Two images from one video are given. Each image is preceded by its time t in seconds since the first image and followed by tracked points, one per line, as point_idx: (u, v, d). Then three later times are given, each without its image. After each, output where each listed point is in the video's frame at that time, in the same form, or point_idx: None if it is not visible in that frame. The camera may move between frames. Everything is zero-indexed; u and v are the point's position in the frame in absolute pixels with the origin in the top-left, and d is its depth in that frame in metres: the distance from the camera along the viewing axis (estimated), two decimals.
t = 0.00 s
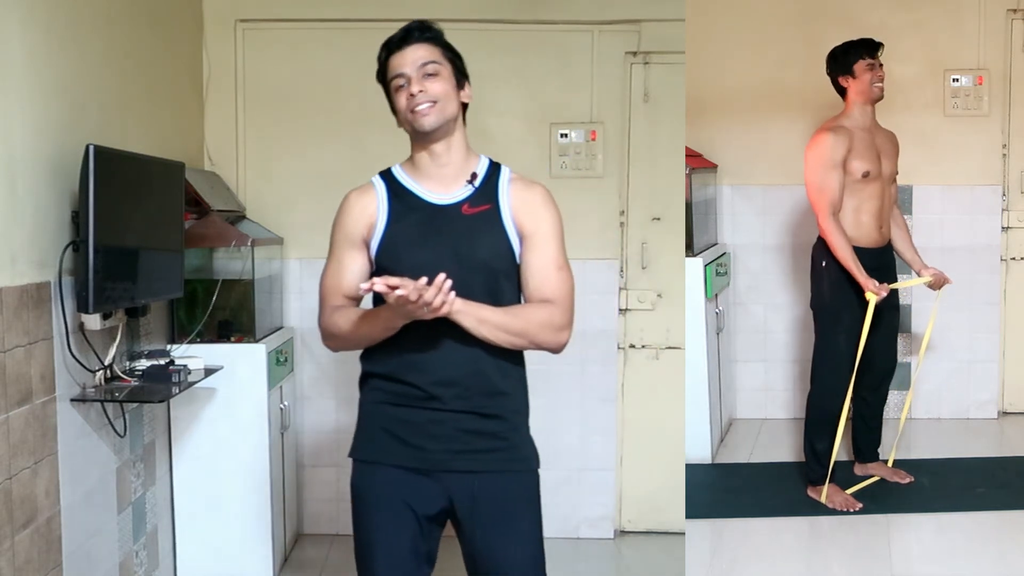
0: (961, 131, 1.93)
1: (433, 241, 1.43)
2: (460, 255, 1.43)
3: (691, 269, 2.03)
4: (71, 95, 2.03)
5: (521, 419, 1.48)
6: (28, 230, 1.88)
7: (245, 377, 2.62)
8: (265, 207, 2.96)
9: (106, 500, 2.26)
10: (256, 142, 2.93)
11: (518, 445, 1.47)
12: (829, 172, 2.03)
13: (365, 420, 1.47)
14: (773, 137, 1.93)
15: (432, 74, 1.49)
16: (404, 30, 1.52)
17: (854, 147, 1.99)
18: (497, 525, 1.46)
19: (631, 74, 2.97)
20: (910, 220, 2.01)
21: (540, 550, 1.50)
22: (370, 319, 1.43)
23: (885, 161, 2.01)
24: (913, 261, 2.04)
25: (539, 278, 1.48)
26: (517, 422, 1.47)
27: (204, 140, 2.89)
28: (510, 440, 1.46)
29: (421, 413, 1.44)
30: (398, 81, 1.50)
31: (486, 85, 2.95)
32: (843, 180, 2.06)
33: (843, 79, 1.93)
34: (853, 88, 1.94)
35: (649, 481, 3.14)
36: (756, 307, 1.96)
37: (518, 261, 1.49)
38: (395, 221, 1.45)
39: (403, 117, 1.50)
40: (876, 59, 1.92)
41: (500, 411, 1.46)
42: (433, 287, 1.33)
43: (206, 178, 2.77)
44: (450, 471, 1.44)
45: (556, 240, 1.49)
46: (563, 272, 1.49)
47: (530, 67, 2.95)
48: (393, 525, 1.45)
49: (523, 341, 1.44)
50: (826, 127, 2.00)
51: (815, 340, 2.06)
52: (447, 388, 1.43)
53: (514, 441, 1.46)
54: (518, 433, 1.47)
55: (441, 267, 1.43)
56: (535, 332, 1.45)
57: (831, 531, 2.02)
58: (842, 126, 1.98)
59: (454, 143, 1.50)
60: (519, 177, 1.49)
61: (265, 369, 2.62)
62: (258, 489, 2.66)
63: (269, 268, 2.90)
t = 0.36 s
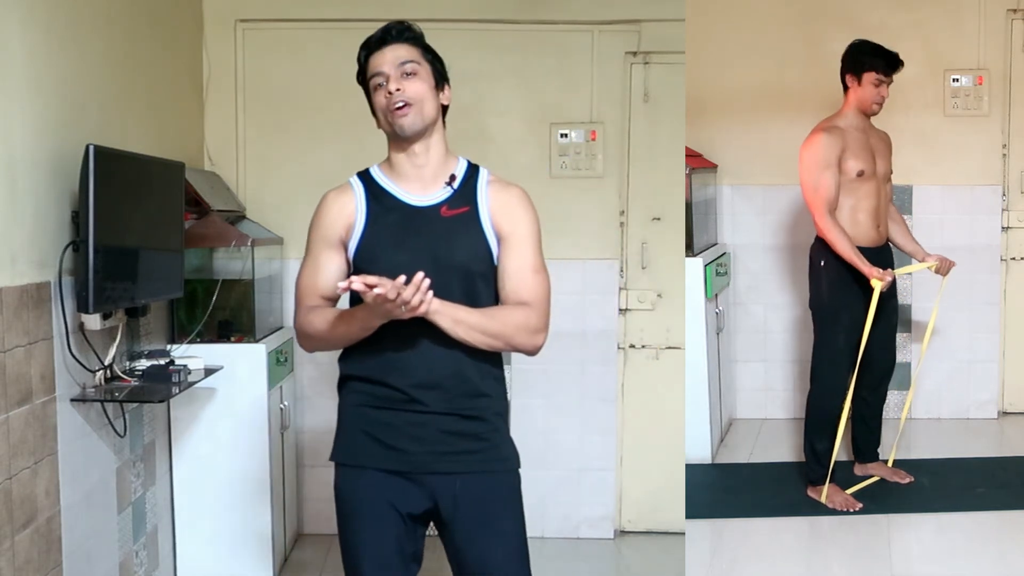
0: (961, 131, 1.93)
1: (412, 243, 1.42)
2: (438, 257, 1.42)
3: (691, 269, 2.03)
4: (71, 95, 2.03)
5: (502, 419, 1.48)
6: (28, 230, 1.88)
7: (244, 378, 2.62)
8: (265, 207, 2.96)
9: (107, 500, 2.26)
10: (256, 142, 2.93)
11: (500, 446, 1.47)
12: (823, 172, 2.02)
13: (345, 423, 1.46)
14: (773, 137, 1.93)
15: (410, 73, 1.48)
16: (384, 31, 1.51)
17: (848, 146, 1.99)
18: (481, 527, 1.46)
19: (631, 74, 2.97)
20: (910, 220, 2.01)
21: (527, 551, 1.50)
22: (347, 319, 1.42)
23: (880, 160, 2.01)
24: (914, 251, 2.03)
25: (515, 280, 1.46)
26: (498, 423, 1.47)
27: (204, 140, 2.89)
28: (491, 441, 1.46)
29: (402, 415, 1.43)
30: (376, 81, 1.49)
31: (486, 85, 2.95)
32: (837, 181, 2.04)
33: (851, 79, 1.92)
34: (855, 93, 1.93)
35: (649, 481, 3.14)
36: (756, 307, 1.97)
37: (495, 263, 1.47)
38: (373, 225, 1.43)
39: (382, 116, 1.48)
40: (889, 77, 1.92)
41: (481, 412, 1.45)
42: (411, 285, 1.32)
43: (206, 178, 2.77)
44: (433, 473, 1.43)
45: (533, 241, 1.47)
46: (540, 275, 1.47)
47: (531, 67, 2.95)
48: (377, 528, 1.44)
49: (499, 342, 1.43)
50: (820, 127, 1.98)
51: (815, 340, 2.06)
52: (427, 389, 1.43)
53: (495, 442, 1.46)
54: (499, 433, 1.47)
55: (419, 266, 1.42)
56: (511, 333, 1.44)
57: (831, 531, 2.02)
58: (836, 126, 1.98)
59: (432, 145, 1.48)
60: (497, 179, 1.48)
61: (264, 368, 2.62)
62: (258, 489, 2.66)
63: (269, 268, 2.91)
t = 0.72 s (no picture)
0: (961, 131, 1.93)
1: (416, 242, 1.42)
2: (445, 256, 1.42)
3: (691, 269, 2.00)
4: (70, 95, 2.03)
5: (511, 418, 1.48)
6: (28, 230, 1.88)
7: (245, 378, 2.62)
8: (265, 207, 2.96)
9: (106, 500, 2.26)
10: (256, 142, 2.93)
11: (509, 445, 1.46)
12: (821, 171, 2.02)
13: (355, 422, 1.46)
14: (772, 137, 1.94)
15: (421, 75, 1.48)
16: (397, 30, 1.51)
17: (845, 146, 2.00)
18: (490, 525, 1.46)
19: (631, 74, 2.97)
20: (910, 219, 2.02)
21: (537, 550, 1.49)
22: (355, 322, 1.42)
23: (876, 161, 2.01)
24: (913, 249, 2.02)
25: (522, 280, 1.46)
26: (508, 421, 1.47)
27: (204, 140, 2.89)
28: (502, 439, 1.46)
29: (412, 414, 1.43)
30: (386, 80, 1.49)
31: (486, 85, 2.95)
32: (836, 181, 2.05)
33: (857, 82, 1.92)
34: (856, 99, 1.94)
35: (649, 481, 3.14)
36: (756, 306, 1.97)
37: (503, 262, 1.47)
38: (380, 227, 1.43)
39: (390, 116, 1.49)
40: (892, 95, 1.91)
41: (490, 411, 1.45)
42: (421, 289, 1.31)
43: (206, 178, 2.77)
44: (443, 471, 1.43)
45: (541, 241, 1.47)
46: (547, 274, 1.47)
47: (531, 67, 2.95)
48: (386, 527, 1.43)
49: (507, 343, 1.42)
50: (817, 125, 1.99)
51: (814, 339, 2.06)
52: (437, 388, 1.43)
53: (504, 440, 1.46)
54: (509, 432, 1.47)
55: (426, 270, 1.42)
56: (519, 333, 1.43)
57: (831, 531, 2.01)
58: (834, 125, 1.99)
59: (439, 146, 1.49)
60: (504, 177, 1.49)
61: (264, 368, 2.62)
62: (259, 489, 2.66)
63: (269, 268, 2.91)
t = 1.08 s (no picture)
0: (960, 130, 1.81)
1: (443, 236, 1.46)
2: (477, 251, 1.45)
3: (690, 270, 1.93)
4: (71, 95, 2.04)
5: (537, 415, 1.49)
6: (28, 230, 1.88)
7: (246, 378, 2.62)
8: (264, 207, 2.96)
9: (107, 500, 2.26)
10: (256, 142, 2.93)
11: (534, 443, 1.48)
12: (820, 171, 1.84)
13: (383, 418, 1.49)
14: (774, 135, 1.84)
15: (473, 69, 1.50)
16: (459, 18, 1.52)
17: (844, 144, 1.81)
18: (513, 523, 1.49)
19: (631, 74, 2.97)
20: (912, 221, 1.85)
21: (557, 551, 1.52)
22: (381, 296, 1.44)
23: (876, 161, 1.84)
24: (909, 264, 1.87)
25: (557, 278, 1.51)
26: (533, 419, 1.49)
27: (205, 140, 2.89)
28: (526, 437, 1.48)
29: (438, 411, 1.45)
30: (438, 65, 1.50)
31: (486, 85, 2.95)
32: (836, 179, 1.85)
33: (853, 79, 1.79)
34: (854, 96, 1.80)
35: (649, 481, 3.15)
36: (756, 306, 1.86)
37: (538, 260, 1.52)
38: (413, 215, 1.46)
39: (433, 102, 1.51)
40: (892, 90, 1.78)
41: (515, 408, 1.47)
42: (435, 253, 1.33)
43: (206, 177, 2.77)
44: (467, 469, 1.46)
45: (575, 240, 1.52)
46: (581, 271, 1.53)
47: (530, 67, 2.95)
48: (410, 523, 1.47)
49: (547, 334, 1.47)
50: (817, 125, 1.84)
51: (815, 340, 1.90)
52: (464, 385, 1.45)
53: (530, 438, 1.48)
54: (535, 430, 1.48)
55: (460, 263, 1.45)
56: (564, 328, 1.49)
57: (832, 531, 1.91)
58: (833, 125, 1.83)
59: (477, 142, 1.52)
60: (537, 176, 1.52)
61: (264, 369, 2.62)
62: (260, 489, 2.66)
63: (269, 267, 2.89)
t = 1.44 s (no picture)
0: (961, 132, 1.74)
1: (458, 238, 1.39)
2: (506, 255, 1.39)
3: (691, 270, 1.86)
4: (71, 94, 2.04)
5: (564, 415, 1.46)
6: (28, 230, 1.88)
7: (246, 377, 2.62)
8: (264, 207, 2.96)
9: (107, 500, 2.26)
10: (256, 141, 2.93)
11: (561, 442, 1.45)
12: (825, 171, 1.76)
13: (409, 416, 1.46)
14: (776, 135, 1.77)
15: (516, 76, 1.42)
16: (504, 22, 1.44)
17: (843, 143, 1.74)
18: (537, 522, 1.46)
19: (631, 74, 2.97)
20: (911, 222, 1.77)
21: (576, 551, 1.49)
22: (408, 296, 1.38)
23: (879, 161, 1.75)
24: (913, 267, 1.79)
25: (586, 285, 1.47)
26: (561, 420, 1.46)
27: (204, 140, 2.89)
28: (554, 437, 1.45)
29: (464, 411, 1.42)
30: (480, 68, 1.43)
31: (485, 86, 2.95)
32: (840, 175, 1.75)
33: (849, 78, 1.72)
34: (852, 95, 1.72)
35: (649, 481, 3.14)
36: (756, 306, 1.80)
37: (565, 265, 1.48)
38: (446, 214, 1.40)
39: (472, 106, 1.43)
40: (889, 85, 1.72)
41: (543, 408, 1.44)
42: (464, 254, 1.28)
43: (206, 177, 2.77)
44: (493, 468, 1.43)
45: (601, 247, 1.48)
46: (608, 278, 1.49)
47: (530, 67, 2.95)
48: (432, 523, 1.44)
49: (574, 343, 1.43)
50: (816, 125, 1.75)
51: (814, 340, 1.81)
52: (491, 385, 1.41)
53: (556, 438, 1.45)
54: (562, 429, 1.45)
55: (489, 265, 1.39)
56: (589, 336, 1.45)
57: (833, 535, 1.88)
58: (831, 124, 1.74)
59: (512, 146, 1.45)
60: (569, 181, 1.47)
61: (265, 370, 2.62)
62: (260, 489, 2.66)
63: (269, 268, 2.89)
